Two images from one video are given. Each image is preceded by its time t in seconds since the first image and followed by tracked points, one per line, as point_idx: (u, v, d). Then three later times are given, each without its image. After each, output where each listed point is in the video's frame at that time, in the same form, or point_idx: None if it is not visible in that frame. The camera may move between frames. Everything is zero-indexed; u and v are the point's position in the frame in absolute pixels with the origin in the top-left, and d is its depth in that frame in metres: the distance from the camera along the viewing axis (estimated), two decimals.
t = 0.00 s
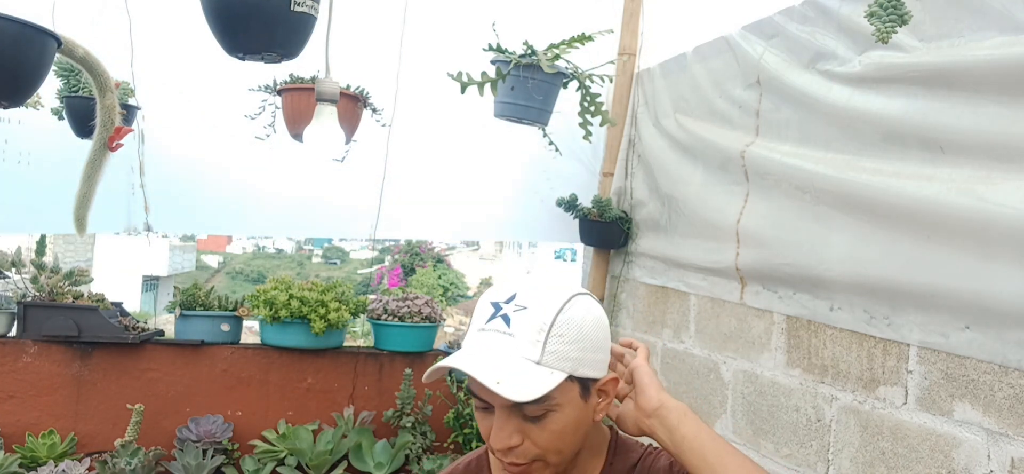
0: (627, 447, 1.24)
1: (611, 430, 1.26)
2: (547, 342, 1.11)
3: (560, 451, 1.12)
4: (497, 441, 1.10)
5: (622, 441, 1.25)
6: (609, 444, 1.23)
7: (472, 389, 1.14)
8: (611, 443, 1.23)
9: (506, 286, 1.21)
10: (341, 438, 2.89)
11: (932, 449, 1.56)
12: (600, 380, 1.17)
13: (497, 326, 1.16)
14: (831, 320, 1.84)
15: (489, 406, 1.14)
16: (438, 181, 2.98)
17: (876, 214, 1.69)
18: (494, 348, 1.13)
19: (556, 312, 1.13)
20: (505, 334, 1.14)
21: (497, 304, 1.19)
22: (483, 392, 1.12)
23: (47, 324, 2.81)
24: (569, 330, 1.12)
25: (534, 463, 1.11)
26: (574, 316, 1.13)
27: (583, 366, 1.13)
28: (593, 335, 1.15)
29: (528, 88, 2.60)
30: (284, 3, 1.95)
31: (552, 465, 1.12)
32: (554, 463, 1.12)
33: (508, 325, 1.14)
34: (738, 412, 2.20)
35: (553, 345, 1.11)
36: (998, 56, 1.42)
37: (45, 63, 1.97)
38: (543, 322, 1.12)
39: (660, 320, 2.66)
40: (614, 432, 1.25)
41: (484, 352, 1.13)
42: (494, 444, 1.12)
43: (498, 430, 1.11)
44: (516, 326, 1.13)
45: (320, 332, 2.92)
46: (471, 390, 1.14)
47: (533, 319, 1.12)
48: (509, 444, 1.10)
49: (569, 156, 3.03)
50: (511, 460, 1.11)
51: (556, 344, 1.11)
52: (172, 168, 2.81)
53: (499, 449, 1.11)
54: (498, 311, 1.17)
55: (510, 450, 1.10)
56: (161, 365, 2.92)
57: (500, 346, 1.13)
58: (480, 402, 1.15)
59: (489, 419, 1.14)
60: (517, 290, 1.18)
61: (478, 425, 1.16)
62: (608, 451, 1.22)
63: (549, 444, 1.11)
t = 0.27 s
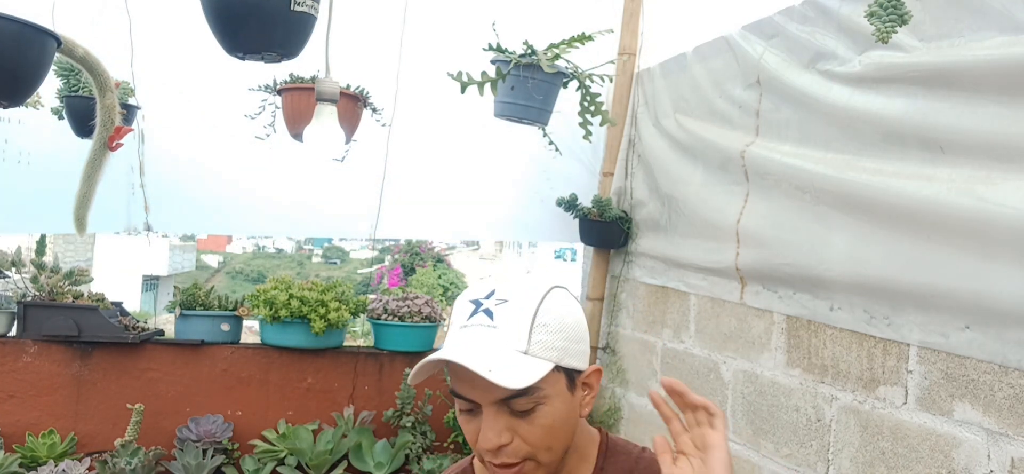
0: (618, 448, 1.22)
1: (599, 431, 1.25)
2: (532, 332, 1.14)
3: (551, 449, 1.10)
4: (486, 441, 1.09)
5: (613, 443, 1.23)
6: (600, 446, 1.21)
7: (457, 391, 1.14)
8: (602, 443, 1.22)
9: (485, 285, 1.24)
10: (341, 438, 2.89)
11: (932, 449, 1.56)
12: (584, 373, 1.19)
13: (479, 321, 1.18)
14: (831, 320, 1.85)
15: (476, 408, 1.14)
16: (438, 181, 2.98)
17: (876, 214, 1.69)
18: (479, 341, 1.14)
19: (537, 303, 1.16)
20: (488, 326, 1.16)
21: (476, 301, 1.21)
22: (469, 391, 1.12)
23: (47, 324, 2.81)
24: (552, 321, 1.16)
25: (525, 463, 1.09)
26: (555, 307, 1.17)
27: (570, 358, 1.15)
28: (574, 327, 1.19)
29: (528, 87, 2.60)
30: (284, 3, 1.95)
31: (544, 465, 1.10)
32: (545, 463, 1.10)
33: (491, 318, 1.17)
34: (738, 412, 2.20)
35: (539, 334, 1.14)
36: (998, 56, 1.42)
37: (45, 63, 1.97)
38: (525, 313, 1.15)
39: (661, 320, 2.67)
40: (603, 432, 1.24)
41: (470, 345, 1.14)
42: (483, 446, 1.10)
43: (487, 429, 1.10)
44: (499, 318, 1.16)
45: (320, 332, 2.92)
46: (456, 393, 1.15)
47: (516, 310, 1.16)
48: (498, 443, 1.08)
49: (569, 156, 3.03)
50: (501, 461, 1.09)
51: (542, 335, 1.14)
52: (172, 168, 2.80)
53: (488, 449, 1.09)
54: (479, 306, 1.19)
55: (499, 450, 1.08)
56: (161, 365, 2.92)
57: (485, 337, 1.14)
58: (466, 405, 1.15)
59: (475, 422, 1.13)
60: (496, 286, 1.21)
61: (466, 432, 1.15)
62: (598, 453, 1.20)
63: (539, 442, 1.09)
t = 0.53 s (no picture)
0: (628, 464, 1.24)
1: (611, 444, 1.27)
2: (529, 340, 1.13)
3: (550, 459, 1.11)
4: (486, 452, 1.11)
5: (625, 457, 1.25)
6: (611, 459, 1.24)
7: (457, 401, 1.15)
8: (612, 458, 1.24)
9: (481, 292, 1.24)
10: (341, 438, 2.89)
11: (932, 449, 1.56)
12: (584, 380, 1.18)
13: (475, 328, 1.17)
14: (831, 320, 1.84)
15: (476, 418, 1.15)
16: (438, 181, 2.98)
17: (876, 214, 1.69)
18: (476, 350, 1.13)
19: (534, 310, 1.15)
20: (484, 335, 1.15)
21: (473, 308, 1.20)
22: (467, 400, 1.13)
23: (47, 324, 2.80)
24: (549, 328, 1.15)
25: None
26: (552, 314, 1.16)
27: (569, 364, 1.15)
28: (573, 332, 1.18)
29: (528, 87, 2.60)
30: (284, 3, 1.95)
31: None
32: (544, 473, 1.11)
33: (487, 326, 1.16)
34: (738, 412, 2.20)
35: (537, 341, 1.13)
36: (998, 56, 1.42)
37: (45, 63, 1.97)
38: (523, 320, 1.14)
39: (660, 320, 2.66)
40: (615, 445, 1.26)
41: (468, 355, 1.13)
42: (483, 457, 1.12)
43: (486, 439, 1.11)
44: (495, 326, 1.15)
45: (320, 332, 2.92)
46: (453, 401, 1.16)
47: (512, 317, 1.15)
48: (497, 454, 1.10)
49: (569, 156, 3.03)
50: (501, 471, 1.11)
51: (540, 342, 1.13)
52: (172, 168, 2.80)
53: (487, 459, 1.11)
54: (476, 314, 1.18)
55: (498, 460, 1.10)
56: (161, 365, 2.92)
57: (481, 347, 1.14)
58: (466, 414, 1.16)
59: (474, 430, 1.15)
60: (492, 293, 1.20)
61: (467, 440, 1.17)
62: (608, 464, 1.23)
63: (538, 452, 1.10)
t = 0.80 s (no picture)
0: (633, 472, 1.14)
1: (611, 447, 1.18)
2: (580, 310, 1.09)
3: (582, 440, 1.05)
4: (524, 416, 1.03)
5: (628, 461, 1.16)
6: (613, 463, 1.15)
7: (493, 363, 1.08)
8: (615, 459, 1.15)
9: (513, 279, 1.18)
10: (341, 438, 2.89)
11: (932, 449, 1.56)
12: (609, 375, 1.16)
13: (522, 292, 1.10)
14: (831, 320, 1.85)
15: (510, 385, 1.08)
16: (438, 180, 2.98)
17: (876, 214, 1.69)
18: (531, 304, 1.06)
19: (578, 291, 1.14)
20: (537, 293, 1.08)
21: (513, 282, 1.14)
22: (508, 362, 1.07)
23: (47, 324, 2.81)
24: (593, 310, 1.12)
25: (554, 453, 1.04)
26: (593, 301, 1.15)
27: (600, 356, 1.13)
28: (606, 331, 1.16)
29: (528, 87, 2.60)
30: (284, 3, 1.95)
31: (572, 458, 1.04)
32: (572, 455, 1.04)
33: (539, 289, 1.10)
34: (738, 412, 2.20)
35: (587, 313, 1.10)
36: (998, 56, 1.42)
37: (46, 63, 1.97)
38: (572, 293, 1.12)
39: (661, 320, 2.67)
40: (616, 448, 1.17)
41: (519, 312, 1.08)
42: (517, 424, 1.04)
43: (523, 405, 1.04)
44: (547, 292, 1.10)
45: (320, 332, 2.92)
46: (487, 364, 1.09)
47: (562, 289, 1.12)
48: (535, 421, 1.03)
49: (569, 156, 3.03)
50: (532, 443, 1.03)
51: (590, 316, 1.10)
52: (172, 168, 2.80)
53: (522, 426, 1.03)
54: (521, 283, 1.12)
55: (534, 429, 1.03)
56: (161, 365, 2.92)
57: (537, 300, 1.06)
58: (498, 381, 1.08)
59: (504, 400, 1.07)
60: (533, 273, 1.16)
61: (490, 414, 1.08)
62: None
63: (574, 427, 1.04)
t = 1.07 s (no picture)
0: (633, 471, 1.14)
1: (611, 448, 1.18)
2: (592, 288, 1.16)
3: (592, 424, 1.06)
4: (541, 390, 1.05)
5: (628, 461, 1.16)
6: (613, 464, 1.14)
7: (509, 341, 1.11)
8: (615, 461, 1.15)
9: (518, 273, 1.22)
10: (341, 438, 2.89)
11: (932, 449, 1.56)
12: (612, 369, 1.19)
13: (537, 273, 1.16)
14: (831, 320, 1.84)
15: (524, 364, 1.10)
16: (439, 181, 2.98)
17: (875, 214, 1.69)
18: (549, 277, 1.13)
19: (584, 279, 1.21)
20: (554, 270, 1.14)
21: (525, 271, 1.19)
22: (525, 339, 1.11)
23: (47, 324, 2.81)
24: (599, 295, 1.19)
25: (567, 432, 1.04)
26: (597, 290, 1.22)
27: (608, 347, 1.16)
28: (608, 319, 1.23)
29: (528, 88, 2.60)
30: (284, 3, 1.95)
31: (582, 441, 1.05)
32: (583, 437, 1.05)
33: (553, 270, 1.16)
34: (738, 412, 2.20)
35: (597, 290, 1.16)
36: (998, 56, 1.42)
37: (46, 63, 1.97)
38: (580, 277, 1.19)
39: (661, 320, 2.66)
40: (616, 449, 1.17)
41: (534, 295, 1.14)
42: (533, 399, 1.05)
43: (539, 379, 1.07)
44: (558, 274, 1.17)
45: (320, 332, 2.92)
46: (503, 343, 1.12)
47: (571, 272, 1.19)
48: (551, 395, 1.05)
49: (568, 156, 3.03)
50: (547, 419, 1.04)
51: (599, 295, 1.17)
52: (171, 169, 2.80)
53: (538, 400, 1.05)
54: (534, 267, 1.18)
55: (549, 404, 1.05)
56: (161, 365, 2.92)
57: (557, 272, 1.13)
58: (512, 361, 1.11)
59: (518, 380, 1.09)
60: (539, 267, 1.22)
61: (503, 393, 1.09)
62: None
63: (586, 407, 1.06)
